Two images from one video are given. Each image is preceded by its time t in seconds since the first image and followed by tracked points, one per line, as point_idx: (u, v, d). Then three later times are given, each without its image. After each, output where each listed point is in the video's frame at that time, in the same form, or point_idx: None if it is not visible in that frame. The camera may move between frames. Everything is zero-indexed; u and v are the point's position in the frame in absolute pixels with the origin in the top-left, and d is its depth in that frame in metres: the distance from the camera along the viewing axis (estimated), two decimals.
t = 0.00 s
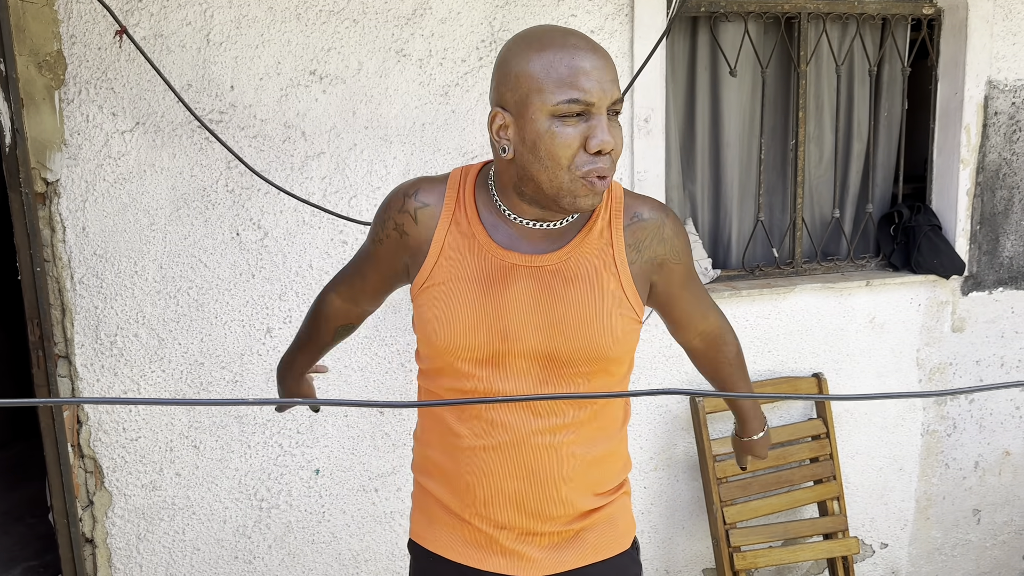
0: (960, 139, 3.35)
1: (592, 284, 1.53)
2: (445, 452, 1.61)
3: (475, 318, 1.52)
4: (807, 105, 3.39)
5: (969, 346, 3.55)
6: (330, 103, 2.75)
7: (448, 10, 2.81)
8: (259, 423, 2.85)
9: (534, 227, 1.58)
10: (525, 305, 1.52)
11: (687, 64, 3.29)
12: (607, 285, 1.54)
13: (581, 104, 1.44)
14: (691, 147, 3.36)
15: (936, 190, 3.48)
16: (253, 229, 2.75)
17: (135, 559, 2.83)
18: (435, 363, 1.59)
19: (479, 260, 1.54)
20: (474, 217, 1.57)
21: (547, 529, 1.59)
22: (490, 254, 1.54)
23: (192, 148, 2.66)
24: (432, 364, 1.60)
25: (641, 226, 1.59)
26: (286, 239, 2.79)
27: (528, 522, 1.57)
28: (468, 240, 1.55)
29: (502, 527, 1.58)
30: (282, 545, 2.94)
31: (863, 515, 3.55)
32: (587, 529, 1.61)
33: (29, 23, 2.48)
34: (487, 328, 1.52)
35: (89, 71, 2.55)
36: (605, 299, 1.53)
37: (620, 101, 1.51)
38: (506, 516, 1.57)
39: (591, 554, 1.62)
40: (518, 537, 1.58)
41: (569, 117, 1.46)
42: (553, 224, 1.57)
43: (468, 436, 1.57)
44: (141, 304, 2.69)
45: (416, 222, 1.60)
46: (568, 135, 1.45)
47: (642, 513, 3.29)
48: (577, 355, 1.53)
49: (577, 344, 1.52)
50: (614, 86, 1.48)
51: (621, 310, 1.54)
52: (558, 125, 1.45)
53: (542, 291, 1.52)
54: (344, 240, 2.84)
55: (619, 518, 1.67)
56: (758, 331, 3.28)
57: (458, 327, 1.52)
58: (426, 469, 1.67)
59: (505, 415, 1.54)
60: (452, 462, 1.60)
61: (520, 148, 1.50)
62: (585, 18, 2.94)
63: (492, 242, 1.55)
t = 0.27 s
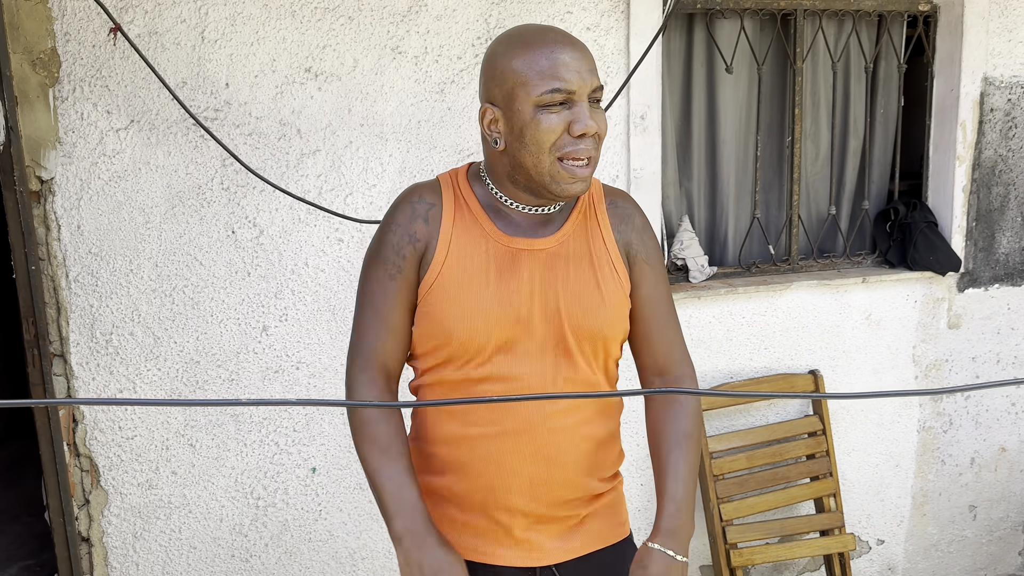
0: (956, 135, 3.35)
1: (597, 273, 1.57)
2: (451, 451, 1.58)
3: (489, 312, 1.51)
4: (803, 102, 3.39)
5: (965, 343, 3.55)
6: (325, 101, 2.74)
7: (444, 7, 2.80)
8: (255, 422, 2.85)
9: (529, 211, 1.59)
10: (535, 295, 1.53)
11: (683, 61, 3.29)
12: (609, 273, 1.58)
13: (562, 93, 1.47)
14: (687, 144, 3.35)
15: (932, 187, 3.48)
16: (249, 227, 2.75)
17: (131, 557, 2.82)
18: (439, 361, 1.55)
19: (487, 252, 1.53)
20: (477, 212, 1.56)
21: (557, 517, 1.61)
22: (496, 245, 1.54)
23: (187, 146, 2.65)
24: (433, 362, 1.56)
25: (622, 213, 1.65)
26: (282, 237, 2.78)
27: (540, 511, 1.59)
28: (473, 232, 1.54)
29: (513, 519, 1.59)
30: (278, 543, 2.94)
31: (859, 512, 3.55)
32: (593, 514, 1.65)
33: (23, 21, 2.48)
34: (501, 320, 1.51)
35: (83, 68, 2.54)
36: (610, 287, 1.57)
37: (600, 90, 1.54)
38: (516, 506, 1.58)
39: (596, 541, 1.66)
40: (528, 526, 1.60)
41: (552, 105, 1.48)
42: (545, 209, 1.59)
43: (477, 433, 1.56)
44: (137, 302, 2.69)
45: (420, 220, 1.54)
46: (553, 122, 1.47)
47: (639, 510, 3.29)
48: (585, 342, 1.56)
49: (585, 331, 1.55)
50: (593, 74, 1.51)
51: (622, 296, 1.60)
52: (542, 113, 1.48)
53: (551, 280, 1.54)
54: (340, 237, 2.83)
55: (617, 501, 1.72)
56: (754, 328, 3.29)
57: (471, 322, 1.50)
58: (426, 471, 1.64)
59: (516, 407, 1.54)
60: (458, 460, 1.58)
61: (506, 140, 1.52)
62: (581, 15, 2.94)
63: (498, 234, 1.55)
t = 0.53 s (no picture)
0: (953, 131, 3.35)
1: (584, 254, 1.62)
2: (448, 438, 1.59)
3: (486, 293, 1.53)
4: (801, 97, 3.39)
5: (963, 339, 3.55)
6: (322, 97, 2.73)
7: (440, 3, 2.80)
8: (253, 419, 2.84)
9: (505, 197, 1.63)
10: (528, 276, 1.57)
11: (680, 56, 3.28)
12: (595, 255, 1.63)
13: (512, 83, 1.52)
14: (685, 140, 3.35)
15: (930, 183, 3.48)
16: (245, 224, 2.74)
17: (128, 555, 2.82)
18: (434, 347, 1.56)
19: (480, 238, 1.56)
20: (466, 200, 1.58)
21: (557, 500, 1.63)
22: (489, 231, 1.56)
23: (183, 143, 2.64)
24: (427, 348, 1.57)
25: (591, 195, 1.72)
26: (278, 234, 2.78)
27: (540, 493, 1.61)
28: (465, 219, 1.56)
29: (514, 504, 1.59)
30: (276, 540, 2.94)
31: (857, 508, 3.55)
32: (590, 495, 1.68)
33: (17, 17, 2.47)
34: (497, 302, 1.54)
35: (79, 65, 2.53)
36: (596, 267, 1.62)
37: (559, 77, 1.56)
38: (516, 491, 1.59)
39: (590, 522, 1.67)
40: (528, 512, 1.61)
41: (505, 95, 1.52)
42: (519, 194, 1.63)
43: (475, 416, 1.57)
44: (133, 300, 2.68)
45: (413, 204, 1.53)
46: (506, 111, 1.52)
47: (637, 506, 3.29)
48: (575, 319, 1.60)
49: (575, 310, 1.60)
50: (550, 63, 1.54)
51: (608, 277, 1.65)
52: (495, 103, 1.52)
53: (542, 262, 1.58)
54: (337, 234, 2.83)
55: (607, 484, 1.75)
56: (752, 324, 3.29)
57: (469, 304, 1.52)
58: (420, 463, 1.63)
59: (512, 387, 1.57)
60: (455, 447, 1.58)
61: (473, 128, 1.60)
62: (577, 11, 2.92)
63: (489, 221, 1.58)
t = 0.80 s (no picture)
0: (953, 127, 3.35)
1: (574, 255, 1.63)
2: (437, 433, 1.59)
3: (476, 290, 1.54)
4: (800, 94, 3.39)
5: (962, 335, 3.55)
6: (321, 94, 2.73)
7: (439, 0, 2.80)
8: (252, 416, 2.85)
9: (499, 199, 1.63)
10: (518, 274, 1.57)
11: (680, 53, 3.27)
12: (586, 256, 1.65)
13: (492, 85, 1.54)
14: (685, 136, 3.34)
15: (929, 180, 3.48)
16: (244, 222, 2.74)
17: (128, 553, 2.82)
18: (425, 343, 1.57)
19: (471, 236, 1.57)
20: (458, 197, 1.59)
21: (543, 494, 1.64)
22: (479, 229, 1.58)
23: (182, 141, 2.64)
24: (418, 344, 1.58)
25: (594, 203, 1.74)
26: (278, 232, 2.78)
27: (526, 487, 1.62)
28: (457, 216, 1.57)
29: (501, 497, 1.60)
30: (276, 538, 2.94)
31: (857, 504, 3.56)
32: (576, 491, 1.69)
33: (15, 15, 2.46)
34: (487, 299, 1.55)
35: (78, 63, 2.53)
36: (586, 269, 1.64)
37: (541, 78, 1.57)
38: (503, 485, 1.60)
39: (577, 520, 1.69)
40: (513, 505, 1.62)
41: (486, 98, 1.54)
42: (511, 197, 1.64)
43: (464, 412, 1.58)
44: (133, 297, 2.68)
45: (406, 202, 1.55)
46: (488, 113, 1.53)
47: (636, 503, 3.29)
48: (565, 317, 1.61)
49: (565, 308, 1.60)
50: (530, 64, 1.56)
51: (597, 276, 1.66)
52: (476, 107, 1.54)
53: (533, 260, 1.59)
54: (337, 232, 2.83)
55: (593, 482, 1.75)
56: (752, 321, 3.29)
57: (460, 300, 1.53)
58: (408, 454, 1.64)
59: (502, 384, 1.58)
60: (444, 440, 1.59)
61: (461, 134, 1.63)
62: (577, 8, 2.92)
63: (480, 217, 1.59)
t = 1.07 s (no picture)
0: (954, 125, 3.34)
1: (570, 261, 1.64)
2: (433, 435, 1.60)
3: (471, 295, 1.55)
4: (801, 92, 3.38)
5: (963, 333, 3.55)
6: (322, 92, 2.73)
7: None
8: (254, 414, 2.85)
9: (489, 210, 1.63)
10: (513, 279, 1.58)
11: (681, 50, 3.27)
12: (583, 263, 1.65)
13: (473, 95, 1.57)
14: (685, 134, 3.34)
15: (931, 177, 3.48)
16: (245, 220, 2.74)
17: (130, 550, 2.82)
18: (420, 347, 1.58)
19: (466, 244, 1.58)
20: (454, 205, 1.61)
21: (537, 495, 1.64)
22: (475, 237, 1.59)
23: (183, 138, 2.64)
24: (414, 348, 1.59)
25: (594, 213, 1.74)
26: (279, 229, 2.78)
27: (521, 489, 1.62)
28: (452, 224, 1.59)
29: (495, 498, 1.61)
30: (277, 535, 2.95)
31: (858, 502, 3.56)
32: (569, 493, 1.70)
33: (16, 12, 2.46)
34: (482, 304, 1.55)
35: (79, 60, 2.53)
36: (582, 276, 1.64)
37: (526, 88, 1.58)
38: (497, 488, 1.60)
39: (571, 522, 1.70)
40: (507, 507, 1.62)
41: (469, 108, 1.58)
42: (504, 208, 1.64)
43: (460, 417, 1.58)
44: (134, 295, 2.68)
45: (402, 218, 1.58)
46: (467, 124, 1.57)
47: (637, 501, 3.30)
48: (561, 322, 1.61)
49: (560, 312, 1.60)
50: (513, 73, 1.57)
51: (593, 281, 1.66)
52: (460, 118, 1.59)
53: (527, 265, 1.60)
54: (338, 229, 2.83)
55: (588, 485, 1.76)
56: (752, 319, 3.29)
57: (454, 306, 1.54)
58: (404, 454, 1.65)
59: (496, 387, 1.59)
60: (439, 441, 1.60)
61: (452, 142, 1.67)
62: (578, 5, 2.92)
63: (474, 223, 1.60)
